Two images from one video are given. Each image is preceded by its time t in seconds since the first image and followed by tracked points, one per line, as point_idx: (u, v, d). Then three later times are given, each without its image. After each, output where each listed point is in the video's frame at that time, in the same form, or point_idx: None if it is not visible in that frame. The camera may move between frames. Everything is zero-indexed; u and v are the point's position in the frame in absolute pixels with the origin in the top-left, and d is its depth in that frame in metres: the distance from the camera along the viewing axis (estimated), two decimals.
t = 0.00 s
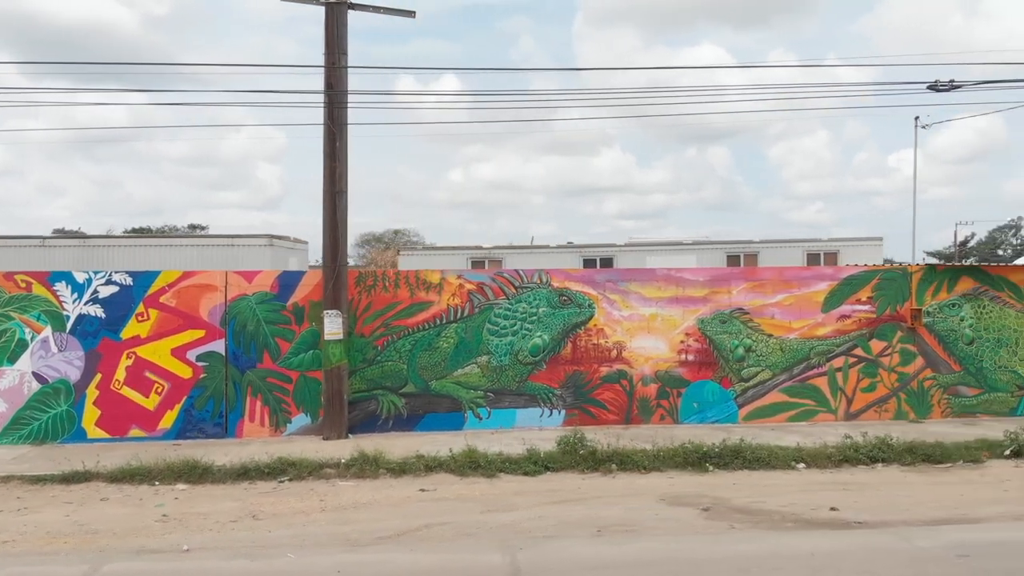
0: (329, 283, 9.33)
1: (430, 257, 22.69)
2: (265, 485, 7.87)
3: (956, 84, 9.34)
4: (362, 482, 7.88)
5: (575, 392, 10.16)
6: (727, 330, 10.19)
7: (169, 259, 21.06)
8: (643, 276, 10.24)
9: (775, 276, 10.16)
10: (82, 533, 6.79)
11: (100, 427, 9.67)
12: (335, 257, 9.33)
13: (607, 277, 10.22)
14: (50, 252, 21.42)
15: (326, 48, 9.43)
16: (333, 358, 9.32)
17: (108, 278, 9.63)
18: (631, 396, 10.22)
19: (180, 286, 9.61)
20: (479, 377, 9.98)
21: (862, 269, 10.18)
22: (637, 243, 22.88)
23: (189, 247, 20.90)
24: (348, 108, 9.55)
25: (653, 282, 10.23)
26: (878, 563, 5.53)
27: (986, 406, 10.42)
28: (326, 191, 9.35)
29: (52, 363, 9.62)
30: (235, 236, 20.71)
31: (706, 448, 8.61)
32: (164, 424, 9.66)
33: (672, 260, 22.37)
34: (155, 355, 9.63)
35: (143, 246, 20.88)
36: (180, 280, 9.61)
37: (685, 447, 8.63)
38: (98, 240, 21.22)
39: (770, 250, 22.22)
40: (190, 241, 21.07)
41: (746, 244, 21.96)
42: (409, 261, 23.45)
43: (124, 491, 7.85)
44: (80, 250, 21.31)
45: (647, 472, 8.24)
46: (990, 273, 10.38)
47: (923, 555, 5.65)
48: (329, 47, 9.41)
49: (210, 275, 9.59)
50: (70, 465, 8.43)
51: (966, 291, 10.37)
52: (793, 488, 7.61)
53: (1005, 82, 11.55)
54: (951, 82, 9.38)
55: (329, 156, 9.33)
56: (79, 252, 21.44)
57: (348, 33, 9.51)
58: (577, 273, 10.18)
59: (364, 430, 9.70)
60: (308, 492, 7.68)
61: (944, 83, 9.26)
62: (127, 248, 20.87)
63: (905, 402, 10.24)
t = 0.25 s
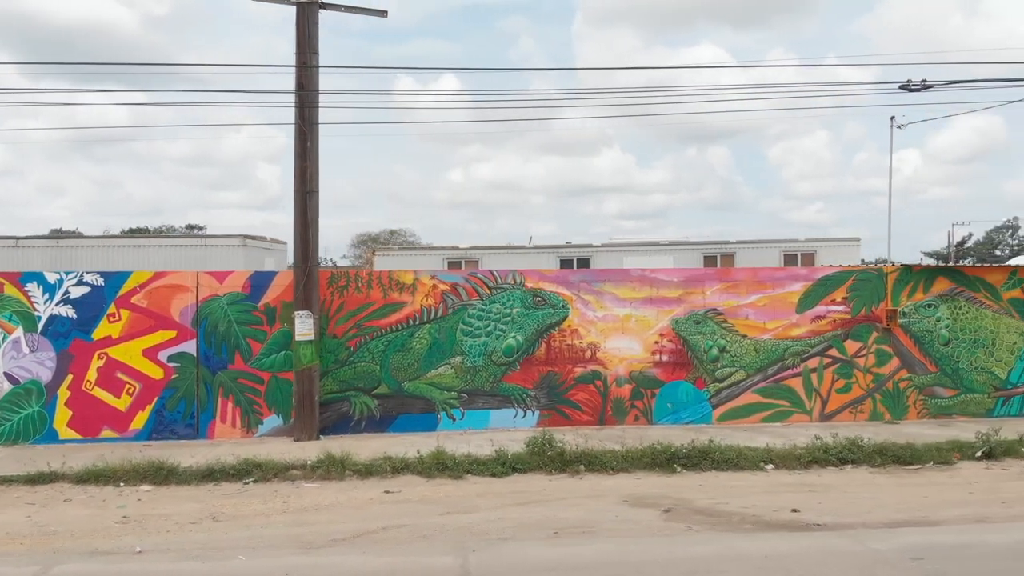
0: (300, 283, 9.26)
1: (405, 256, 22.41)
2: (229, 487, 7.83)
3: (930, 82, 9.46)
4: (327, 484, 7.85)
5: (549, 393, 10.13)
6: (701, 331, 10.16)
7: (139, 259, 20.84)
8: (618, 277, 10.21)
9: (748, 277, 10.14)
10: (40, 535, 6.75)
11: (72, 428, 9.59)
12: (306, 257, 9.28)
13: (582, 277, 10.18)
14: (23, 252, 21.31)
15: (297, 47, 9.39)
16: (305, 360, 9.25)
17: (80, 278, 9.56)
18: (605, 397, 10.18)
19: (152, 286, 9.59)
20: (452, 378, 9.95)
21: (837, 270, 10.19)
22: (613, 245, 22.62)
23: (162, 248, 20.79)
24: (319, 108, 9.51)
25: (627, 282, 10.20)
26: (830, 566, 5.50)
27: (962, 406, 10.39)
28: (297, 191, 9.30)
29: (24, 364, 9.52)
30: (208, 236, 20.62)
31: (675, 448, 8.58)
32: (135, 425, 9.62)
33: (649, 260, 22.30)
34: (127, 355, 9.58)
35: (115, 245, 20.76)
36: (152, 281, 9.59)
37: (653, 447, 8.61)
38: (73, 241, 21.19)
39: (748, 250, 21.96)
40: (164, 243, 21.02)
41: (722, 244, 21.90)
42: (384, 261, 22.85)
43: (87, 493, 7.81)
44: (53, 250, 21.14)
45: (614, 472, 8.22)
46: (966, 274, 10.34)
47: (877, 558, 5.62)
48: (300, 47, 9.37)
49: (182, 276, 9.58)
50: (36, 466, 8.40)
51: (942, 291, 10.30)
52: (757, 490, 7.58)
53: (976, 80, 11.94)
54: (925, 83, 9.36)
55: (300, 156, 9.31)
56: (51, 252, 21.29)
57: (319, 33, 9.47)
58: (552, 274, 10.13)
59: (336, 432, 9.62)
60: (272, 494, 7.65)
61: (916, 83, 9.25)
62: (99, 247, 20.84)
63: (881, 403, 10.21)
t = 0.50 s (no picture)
0: (270, 283, 9.22)
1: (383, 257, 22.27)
2: (195, 488, 7.79)
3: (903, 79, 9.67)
4: (293, 485, 7.81)
5: (524, 394, 10.08)
6: (676, 330, 10.15)
7: (113, 259, 20.73)
8: (593, 277, 10.17)
9: (723, 277, 10.12)
10: None
11: (44, 428, 9.56)
12: (276, 257, 9.23)
13: (557, 277, 10.15)
14: None
15: (268, 46, 9.36)
16: (275, 360, 9.23)
17: (52, 278, 9.52)
18: (580, 398, 10.15)
19: (124, 287, 9.57)
20: (426, 378, 9.90)
21: (812, 270, 10.17)
22: (591, 245, 22.40)
23: (136, 248, 20.72)
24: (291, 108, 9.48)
25: (602, 282, 10.17)
26: (784, 568, 5.47)
27: (939, 407, 10.35)
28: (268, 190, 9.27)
29: None
30: (182, 236, 20.54)
31: (644, 449, 8.56)
32: (107, 425, 9.59)
33: (627, 261, 22.22)
34: (99, 356, 9.56)
35: (91, 245, 20.69)
36: (124, 281, 9.57)
37: (623, 447, 8.59)
38: (49, 241, 21.15)
39: (724, 250, 21.94)
40: (139, 242, 20.93)
41: (700, 244, 21.83)
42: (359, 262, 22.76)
43: (52, 493, 7.78)
44: (27, 250, 21.01)
45: (582, 473, 8.18)
46: (943, 274, 10.30)
47: (831, 560, 5.59)
48: (272, 46, 9.33)
49: (154, 276, 9.56)
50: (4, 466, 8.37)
51: (919, 291, 10.27)
52: (723, 491, 7.55)
53: (947, 78, 11.82)
54: (899, 82, 9.37)
55: (271, 155, 9.28)
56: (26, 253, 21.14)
57: (291, 32, 9.43)
58: (526, 274, 10.09)
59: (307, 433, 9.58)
60: (236, 495, 7.62)
61: (888, 82, 9.25)
62: (74, 248, 20.82)
63: (857, 403, 10.17)
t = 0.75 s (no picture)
0: (241, 282, 9.19)
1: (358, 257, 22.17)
2: (160, 488, 7.78)
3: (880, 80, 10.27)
4: (258, 486, 7.79)
5: (498, 394, 10.03)
6: (650, 330, 10.14)
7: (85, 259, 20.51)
8: (567, 277, 10.14)
9: (698, 277, 10.11)
10: None
11: (15, 428, 9.54)
12: (247, 257, 9.20)
13: (531, 277, 10.11)
14: None
15: (240, 46, 9.34)
16: (246, 361, 9.18)
17: (23, 278, 9.49)
18: (554, 398, 10.13)
19: (96, 287, 9.55)
20: (400, 379, 9.84)
21: (787, 271, 10.15)
22: (568, 245, 22.15)
23: (110, 247, 20.53)
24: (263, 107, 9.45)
25: (577, 282, 10.15)
26: (736, 569, 5.45)
27: (915, 407, 10.32)
28: (239, 190, 9.25)
29: None
30: (155, 236, 20.51)
31: (613, 449, 8.55)
32: (79, 425, 9.57)
33: (604, 261, 22.17)
34: (71, 355, 9.53)
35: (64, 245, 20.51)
36: (96, 281, 9.55)
37: (592, 447, 8.58)
38: (22, 240, 20.93)
39: (699, 250, 21.93)
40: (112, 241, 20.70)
41: (677, 244, 21.79)
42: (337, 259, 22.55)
43: (17, 493, 7.77)
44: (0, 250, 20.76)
45: (551, 474, 8.16)
46: (919, 274, 10.26)
47: (785, 561, 5.57)
48: (243, 45, 9.31)
49: (126, 276, 9.54)
50: None
51: (895, 291, 10.24)
52: (688, 491, 7.54)
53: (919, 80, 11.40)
54: (870, 81, 9.36)
55: (242, 154, 9.26)
56: None
57: (262, 31, 9.41)
58: (501, 274, 10.04)
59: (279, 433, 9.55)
60: (200, 495, 7.60)
61: (860, 81, 9.23)
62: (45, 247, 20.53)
63: (832, 403, 10.16)
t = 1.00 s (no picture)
0: (213, 282, 9.18)
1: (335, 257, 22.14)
2: (125, 488, 7.77)
3: (854, 81, 10.69)
4: (223, 487, 7.78)
5: (472, 394, 9.99)
6: (625, 330, 10.12)
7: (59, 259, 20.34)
8: (541, 277, 10.12)
9: (672, 277, 10.12)
10: None
11: None
12: (218, 256, 9.19)
13: (505, 277, 10.07)
14: None
15: (211, 45, 9.31)
16: (217, 361, 9.16)
17: None
18: (528, 398, 10.11)
19: (68, 287, 9.53)
20: (373, 379, 9.81)
21: (761, 272, 10.16)
22: (545, 245, 22.10)
23: (85, 247, 20.41)
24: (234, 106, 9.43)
25: (551, 282, 10.13)
26: (687, 570, 5.42)
27: (890, 408, 10.30)
28: (211, 190, 9.23)
29: None
30: (129, 237, 20.45)
31: (582, 449, 8.53)
32: (51, 425, 9.56)
33: (579, 261, 22.10)
34: (42, 356, 9.51)
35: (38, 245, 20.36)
36: (68, 281, 9.53)
37: (561, 448, 8.57)
38: None
39: (675, 250, 21.95)
40: (86, 242, 20.55)
41: (653, 245, 21.74)
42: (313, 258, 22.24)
43: None
44: None
45: (519, 475, 8.13)
46: (894, 274, 10.24)
47: (737, 562, 5.55)
48: (214, 44, 9.28)
49: (98, 276, 9.53)
50: None
51: (870, 291, 10.22)
52: (653, 492, 7.54)
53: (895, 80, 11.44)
54: (840, 80, 9.38)
55: (213, 154, 9.23)
56: None
57: (234, 30, 9.38)
58: (475, 274, 9.99)
59: (250, 433, 9.54)
60: (164, 495, 7.59)
61: (832, 81, 9.19)
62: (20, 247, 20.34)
63: (806, 403, 10.14)
